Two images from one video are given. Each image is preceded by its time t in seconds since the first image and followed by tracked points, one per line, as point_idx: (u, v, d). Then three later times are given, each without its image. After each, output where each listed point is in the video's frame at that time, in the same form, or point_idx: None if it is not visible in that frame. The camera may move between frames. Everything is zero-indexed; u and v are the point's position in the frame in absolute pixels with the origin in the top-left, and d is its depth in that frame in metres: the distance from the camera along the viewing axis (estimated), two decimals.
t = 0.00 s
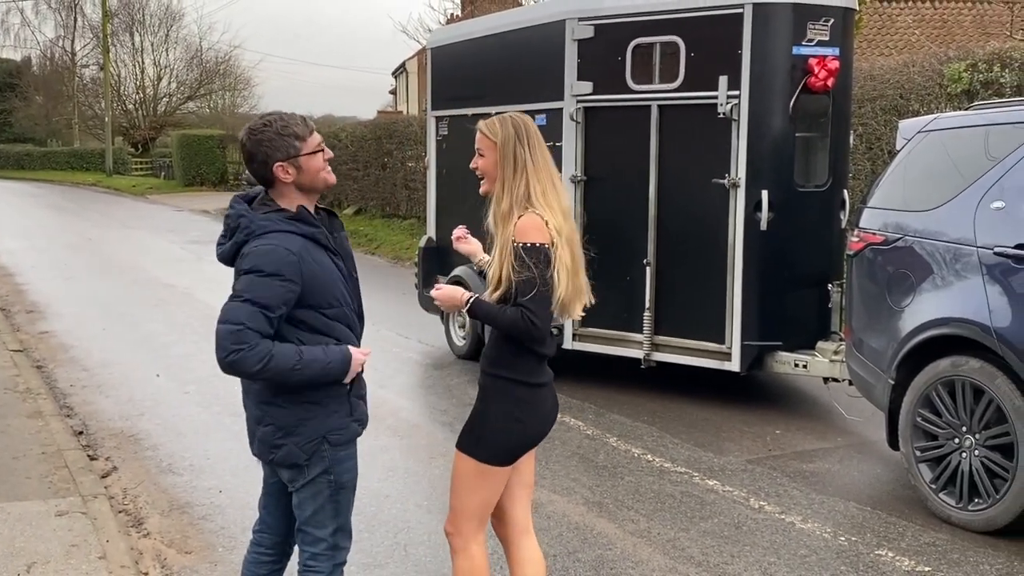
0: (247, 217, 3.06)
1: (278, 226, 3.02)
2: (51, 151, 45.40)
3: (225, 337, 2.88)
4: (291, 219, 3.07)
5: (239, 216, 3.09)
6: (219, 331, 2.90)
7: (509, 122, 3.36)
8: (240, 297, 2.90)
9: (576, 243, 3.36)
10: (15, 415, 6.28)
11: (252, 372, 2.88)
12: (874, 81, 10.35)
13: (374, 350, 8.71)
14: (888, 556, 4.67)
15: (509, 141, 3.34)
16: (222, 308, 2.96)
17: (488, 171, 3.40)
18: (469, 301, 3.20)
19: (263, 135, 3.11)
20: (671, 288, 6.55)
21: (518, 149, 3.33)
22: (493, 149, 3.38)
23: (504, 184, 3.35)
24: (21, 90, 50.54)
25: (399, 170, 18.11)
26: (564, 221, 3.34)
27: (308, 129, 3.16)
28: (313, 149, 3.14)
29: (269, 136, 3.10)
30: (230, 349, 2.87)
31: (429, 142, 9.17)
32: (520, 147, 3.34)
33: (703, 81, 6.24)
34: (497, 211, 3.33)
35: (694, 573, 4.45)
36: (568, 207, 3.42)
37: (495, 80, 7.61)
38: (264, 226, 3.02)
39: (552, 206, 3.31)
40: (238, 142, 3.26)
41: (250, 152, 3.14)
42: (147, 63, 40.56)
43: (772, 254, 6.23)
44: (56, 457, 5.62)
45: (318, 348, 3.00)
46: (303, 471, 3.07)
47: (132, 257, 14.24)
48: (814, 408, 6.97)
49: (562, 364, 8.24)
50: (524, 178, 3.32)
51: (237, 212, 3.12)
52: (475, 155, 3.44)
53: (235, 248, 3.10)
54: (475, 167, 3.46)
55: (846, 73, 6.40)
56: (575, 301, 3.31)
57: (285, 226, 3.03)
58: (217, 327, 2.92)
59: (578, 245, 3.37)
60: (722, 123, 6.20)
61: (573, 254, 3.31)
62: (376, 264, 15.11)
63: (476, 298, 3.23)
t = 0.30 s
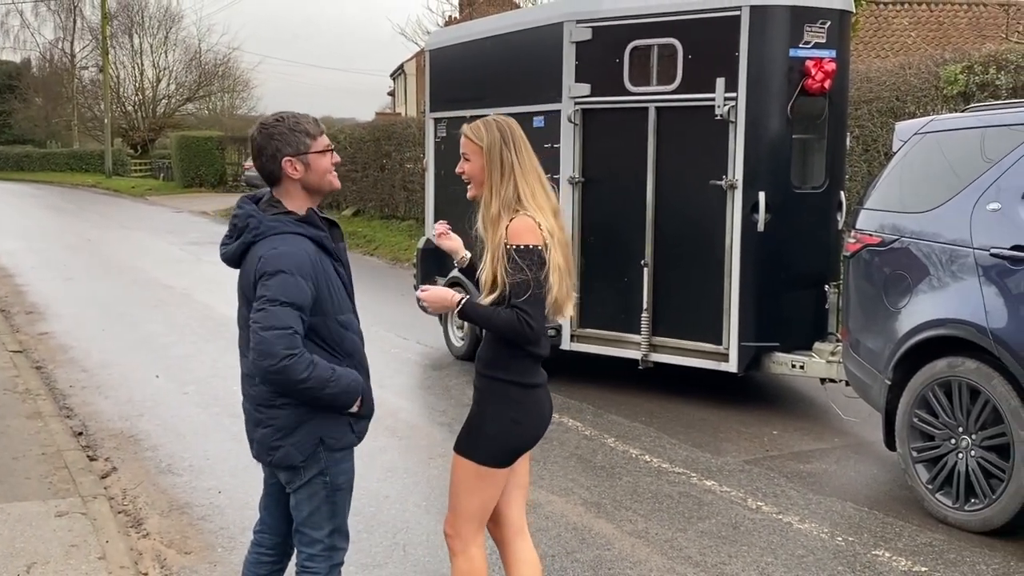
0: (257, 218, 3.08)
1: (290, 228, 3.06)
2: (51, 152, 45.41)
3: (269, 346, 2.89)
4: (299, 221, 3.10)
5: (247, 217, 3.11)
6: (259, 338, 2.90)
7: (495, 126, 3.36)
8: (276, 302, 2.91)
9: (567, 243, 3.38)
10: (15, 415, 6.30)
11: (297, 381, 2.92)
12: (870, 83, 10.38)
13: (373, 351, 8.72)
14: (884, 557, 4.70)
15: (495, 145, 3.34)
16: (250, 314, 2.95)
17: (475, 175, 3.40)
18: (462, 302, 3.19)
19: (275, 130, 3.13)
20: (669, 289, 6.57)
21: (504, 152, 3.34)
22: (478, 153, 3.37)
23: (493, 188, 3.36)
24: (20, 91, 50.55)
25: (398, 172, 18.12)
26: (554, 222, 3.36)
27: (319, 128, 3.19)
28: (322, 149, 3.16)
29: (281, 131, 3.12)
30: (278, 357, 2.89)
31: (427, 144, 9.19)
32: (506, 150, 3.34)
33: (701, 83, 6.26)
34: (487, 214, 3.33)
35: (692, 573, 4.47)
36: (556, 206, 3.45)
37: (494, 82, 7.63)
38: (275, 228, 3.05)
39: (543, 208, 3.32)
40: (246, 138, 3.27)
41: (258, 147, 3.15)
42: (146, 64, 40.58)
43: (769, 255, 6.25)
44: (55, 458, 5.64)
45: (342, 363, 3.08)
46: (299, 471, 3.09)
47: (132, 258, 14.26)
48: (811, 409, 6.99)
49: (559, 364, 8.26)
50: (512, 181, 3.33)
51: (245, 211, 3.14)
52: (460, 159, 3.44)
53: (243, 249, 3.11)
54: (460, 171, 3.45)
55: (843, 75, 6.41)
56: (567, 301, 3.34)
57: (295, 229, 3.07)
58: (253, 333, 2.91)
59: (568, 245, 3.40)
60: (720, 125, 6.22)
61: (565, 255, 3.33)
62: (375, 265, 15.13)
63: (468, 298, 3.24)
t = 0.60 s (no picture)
0: (276, 209, 3.06)
1: (307, 221, 3.05)
2: (51, 153, 45.43)
3: (328, 343, 2.92)
4: (313, 215, 3.10)
5: (265, 209, 3.08)
6: (316, 336, 2.92)
7: (471, 130, 3.37)
8: (327, 299, 2.94)
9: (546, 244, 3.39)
10: (15, 416, 6.32)
11: (350, 378, 2.99)
12: (868, 84, 10.41)
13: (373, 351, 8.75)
14: (883, 556, 4.72)
15: (472, 147, 3.35)
16: (293, 311, 2.94)
17: (452, 178, 3.41)
18: (433, 290, 3.15)
19: (281, 126, 3.12)
20: (667, 290, 6.59)
21: (481, 154, 3.35)
22: (455, 157, 3.39)
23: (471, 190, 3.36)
24: (21, 93, 50.59)
25: (397, 173, 18.16)
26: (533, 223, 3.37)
27: (325, 128, 3.16)
28: (326, 146, 3.13)
29: (287, 128, 3.11)
30: (337, 355, 2.94)
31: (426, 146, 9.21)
32: (483, 152, 3.35)
33: (699, 85, 6.28)
34: (464, 218, 3.34)
35: (690, 573, 4.49)
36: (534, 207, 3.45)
37: (493, 85, 7.66)
38: (291, 220, 3.04)
39: (520, 208, 3.33)
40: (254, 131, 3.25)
41: (264, 141, 3.14)
42: (147, 66, 40.63)
43: (767, 256, 6.26)
44: (56, 458, 5.66)
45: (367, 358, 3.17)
46: (306, 474, 3.07)
47: (132, 259, 14.30)
48: (809, 409, 7.01)
49: (559, 365, 8.28)
50: (489, 183, 3.33)
51: (255, 202, 3.12)
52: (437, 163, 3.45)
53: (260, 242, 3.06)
54: (438, 176, 3.46)
55: (840, 78, 6.44)
56: (545, 301, 3.34)
57: (314, 222, 3.07)
58: (308, 331, 2.92)
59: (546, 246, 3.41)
60: (718, 127, 6.24)
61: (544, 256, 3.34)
62: (374, 266, 15.16)
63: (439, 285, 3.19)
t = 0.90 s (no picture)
0: (277, 212, 3.07)
1: (307, 220, 3.06)
2: (53, 155, 45.44)
3: (342, 339, 2.94)
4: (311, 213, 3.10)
5: (267, 212, 3.08)
6: (330, 333, 2.93)
7: (451, 132, 3.31)
8: (338, 296, 2.96)
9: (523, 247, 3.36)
10: (17, 416, 6.33)
11: (366, 371, 3.01)
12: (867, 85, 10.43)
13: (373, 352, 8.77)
14: (881, 556, 4.74)
15: (450, 149, 3.29)
16: (304, 311, 2.94)
17: (430, 180, 3.36)
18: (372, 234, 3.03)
19: (280, 127, 3.10)
20: (667, 291, 6.61)
21: (460, 156, 3.29)
22: (434, 158, 3.33)
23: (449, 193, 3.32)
24: (23, 95, 50.66)
25: (398, 175, 18.19)
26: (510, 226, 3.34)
27: (324, 131, 3.15)
28: (323, 149, 3.12)
29: (286, 129, 3.09)
30: (351, 349, 2.96)
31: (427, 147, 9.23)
32: (462, 155, 3.29)
33: (698, 87, 6.30)
34: (440, 220, 3.31)
35: (689, 572, 4.51)
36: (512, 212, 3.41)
37: (493, 86, 7.68)
38: (291, 220, 3.04)
39: (496, 212, 3.29)
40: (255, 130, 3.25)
41: (262, 141, 3.14)
42: (149, 68, 40.71)
43: (767, 257, 6.27)
44: (58, 458, 5.68)
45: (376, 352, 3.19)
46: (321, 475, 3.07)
47: (134, 259, 14.33)
48: (808, 409, 7.03)
49: (559, 365, 8.30)
50: (466, 186, 3.29)
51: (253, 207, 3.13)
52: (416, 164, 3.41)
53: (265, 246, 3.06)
54: (417, 176, 3.41)
55: (839, 80, 6.46)
56: (517, 305, 3.31)
57: (316, 222, 3.08)
58: (322, 329, 2.93)
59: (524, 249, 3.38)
60: (717, 128, 6.25)
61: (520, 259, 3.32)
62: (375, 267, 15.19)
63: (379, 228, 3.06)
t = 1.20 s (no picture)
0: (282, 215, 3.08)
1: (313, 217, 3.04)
2: (57, 157, 45.57)
3: (333, 337, 2.96)
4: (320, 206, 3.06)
5: (270, 216, 3.10)
6: (323, 332, 2.96)
7: (422, 132, 3.31)
8: (332, 294, 2.99)
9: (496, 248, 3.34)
10: (22, 416, 6.37)
11: (361, 367, 3.01)
12: (864, 88, 10.45)
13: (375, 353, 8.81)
14: (879, 555, 4.78)
15: (420, 148, 3.29)
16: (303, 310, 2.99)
17: (401, 179, 3.36)
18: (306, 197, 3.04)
19: (283, 129, 3.14)
20: (666, 292, 6.65)
21: (431, 155, 3.29)
22: (406, 158, 3.33)
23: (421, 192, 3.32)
24: (27, 98, 50.81)
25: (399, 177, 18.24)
26: (483, 226, 3.32)
27: (325, 132, 3.20)
28: (325, 152, 3.17)
29: (289, 131, 3.13)
30: (343, 346, 2.98)
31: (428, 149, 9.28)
32: (433, 154, 3.29)
33: (698, 89, 6.33)
34: (411, 219, 3.30)
35: (689, 571, 4.55)
36: (485, 213, 3.40)
37: (494, 89, 7.72)
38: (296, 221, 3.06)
39: (466, 211, 3.28)
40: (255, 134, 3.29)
41: (264, 144, 3.18)
42: (152, 71, 40.81)
43: (765, 258, 6.31)
44: (63, 458, 5.73)
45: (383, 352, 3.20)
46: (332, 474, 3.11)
47: (138, 261, 14.38)
48: (806, 409, 7.07)
49: (559, 365, 8.35)
50: (437, 185, 3.29)
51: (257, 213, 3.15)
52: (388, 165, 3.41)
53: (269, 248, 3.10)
54: (390, 176, 3.41)
55: (838, 82, 6.50)
56: (490, 305, 3.29)
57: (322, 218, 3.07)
58: (315, 328, 2.96)
59: (497, 250, 3.36)
60: (716, 130, 6.29)
61: (493, 259, 3.30)
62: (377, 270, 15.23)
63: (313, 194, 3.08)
